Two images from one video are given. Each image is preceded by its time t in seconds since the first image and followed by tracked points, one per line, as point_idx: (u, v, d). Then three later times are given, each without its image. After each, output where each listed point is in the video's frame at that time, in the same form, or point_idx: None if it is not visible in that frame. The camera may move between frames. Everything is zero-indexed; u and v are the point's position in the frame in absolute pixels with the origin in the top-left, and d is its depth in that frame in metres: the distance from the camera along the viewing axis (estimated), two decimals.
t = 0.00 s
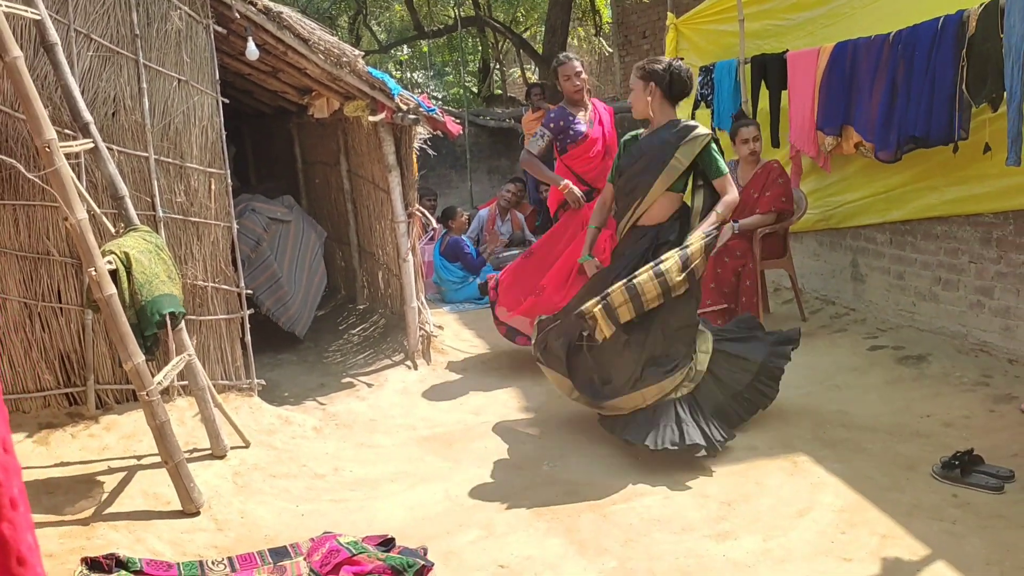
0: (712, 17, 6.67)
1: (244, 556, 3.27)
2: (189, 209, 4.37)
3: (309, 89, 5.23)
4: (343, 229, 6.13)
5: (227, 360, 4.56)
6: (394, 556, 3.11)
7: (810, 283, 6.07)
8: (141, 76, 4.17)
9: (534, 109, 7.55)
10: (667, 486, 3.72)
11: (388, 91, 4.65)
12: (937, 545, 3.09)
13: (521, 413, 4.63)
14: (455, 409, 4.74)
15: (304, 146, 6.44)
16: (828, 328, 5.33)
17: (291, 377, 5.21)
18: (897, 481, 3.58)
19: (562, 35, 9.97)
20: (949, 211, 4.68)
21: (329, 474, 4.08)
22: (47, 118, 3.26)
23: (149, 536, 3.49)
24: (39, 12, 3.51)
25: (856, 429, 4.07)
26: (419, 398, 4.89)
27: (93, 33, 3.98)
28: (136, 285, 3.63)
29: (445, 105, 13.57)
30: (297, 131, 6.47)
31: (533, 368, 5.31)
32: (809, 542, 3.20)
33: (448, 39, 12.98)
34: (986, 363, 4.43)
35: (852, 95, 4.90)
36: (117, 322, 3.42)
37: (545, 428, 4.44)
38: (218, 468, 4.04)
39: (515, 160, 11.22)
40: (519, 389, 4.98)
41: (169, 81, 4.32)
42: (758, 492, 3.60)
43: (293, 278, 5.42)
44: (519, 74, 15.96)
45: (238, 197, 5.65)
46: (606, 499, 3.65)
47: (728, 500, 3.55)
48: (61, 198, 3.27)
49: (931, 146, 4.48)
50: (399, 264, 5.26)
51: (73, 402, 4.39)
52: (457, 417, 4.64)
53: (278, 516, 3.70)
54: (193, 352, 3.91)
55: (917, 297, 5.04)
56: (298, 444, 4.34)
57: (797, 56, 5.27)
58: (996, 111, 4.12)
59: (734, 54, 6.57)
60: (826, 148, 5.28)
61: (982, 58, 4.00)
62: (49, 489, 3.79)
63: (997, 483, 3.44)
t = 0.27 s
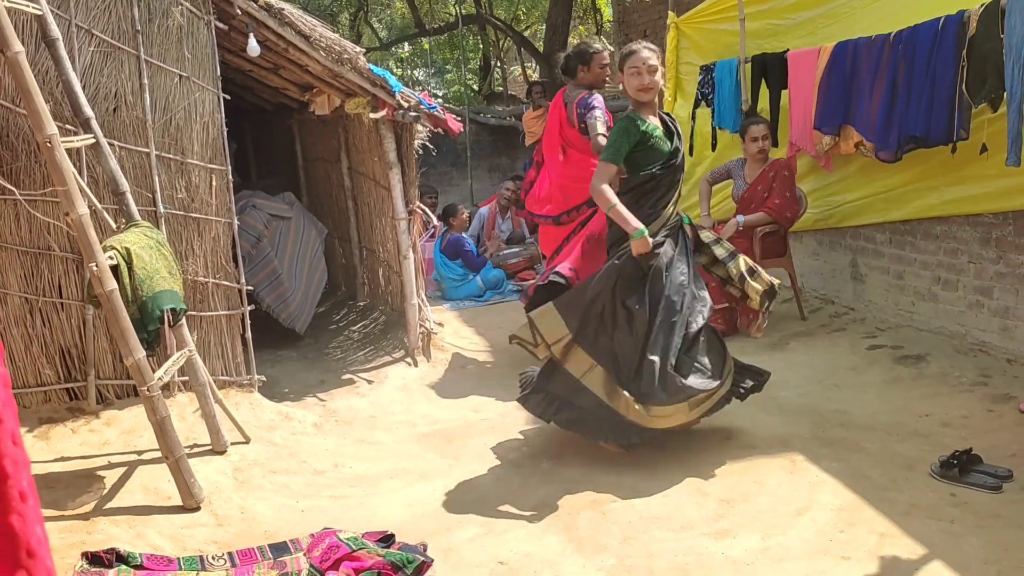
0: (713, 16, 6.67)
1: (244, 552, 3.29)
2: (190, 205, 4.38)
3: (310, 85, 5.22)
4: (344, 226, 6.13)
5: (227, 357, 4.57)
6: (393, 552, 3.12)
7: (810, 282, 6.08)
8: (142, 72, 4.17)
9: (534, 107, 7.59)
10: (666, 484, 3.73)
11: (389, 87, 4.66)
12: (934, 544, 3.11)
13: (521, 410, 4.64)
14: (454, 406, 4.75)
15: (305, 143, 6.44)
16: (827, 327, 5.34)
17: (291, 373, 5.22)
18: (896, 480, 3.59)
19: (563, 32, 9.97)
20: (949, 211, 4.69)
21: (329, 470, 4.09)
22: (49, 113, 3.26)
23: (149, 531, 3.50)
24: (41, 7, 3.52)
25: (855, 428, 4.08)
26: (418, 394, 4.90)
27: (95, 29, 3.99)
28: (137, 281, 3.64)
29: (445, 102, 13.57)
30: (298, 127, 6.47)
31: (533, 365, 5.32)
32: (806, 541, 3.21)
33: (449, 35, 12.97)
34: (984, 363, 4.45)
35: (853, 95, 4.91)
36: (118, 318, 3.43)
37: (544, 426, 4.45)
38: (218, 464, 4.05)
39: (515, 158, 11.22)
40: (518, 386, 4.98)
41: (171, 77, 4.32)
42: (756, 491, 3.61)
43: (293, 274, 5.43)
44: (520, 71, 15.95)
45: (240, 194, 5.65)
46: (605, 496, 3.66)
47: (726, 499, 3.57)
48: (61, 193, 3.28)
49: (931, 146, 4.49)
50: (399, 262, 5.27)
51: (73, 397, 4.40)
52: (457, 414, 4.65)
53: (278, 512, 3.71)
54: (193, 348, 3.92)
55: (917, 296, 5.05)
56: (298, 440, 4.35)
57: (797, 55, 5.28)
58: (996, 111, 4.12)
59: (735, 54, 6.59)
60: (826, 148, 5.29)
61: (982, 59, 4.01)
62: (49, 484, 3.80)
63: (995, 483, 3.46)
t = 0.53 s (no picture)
0: (714, 14, 6.67)
1: (245, 549, 3.29)
2: (191, 203, 4.38)
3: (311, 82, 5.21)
4: (345, 224, 6.13)
5: (227, 354, 4.57)
6: (393, 549, 3.12)
7: (811, 280, 6.08)
8: (143, 70, 4.17)
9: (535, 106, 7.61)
10: (667, 481, 3.73)
11: (390, 85, 4.66)
12: (935, 542, 3.10)
13: (522, 408, 4.64)
14: (455, 404, 4.75)
15: (306, 141, 6.44)
16: (828, 325, 5.34)
17: (292, 371, 5.22)
18: (897, 478, 3.59)
19: (564, 30, 9.96)
20: (950, 209, 4.69)
21: (329, 468, 4.09)
22: (50, 110, 3.26)
23: (150, 528, 3.50)
24: (41, 4, 3.51)
25: (856, 426, 4.08)
26: (419, 392, 4.90)
27: (95, 27, 3.98)
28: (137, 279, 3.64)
29: (446, 101, 13.57)
30: (298, 125, 6.47)
31: (533, 363, 5.32)
32: (807, 538, 3.20)
33: (450, 34, 12.97)
34: (986, 361, 4.44)
35: (854, 94, 4.90)
36: (118, 315, 3.43)
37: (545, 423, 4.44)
38: (219, 461, 4.05)
39: (516, 156, 11.22)
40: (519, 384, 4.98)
41: (171, 74, 4.32)
42: (757, 489, 3.61)
43: (294, 272, 5.43)
44: (521, 70, 15.94)
45: (240, 191, 5.65)
46: (605, 494, 3.66)
47: (727, 496, 3.56)
48: (62, 190, 3.28)
49: (932, 144, 4.49)
50: (400, 259, 5.27)
51: (74, 395, 4.40)
52: (457, 412, 4.65)
53: (279, 509, 3.71)
54: (194, 346, 3.93)
55: (917, 295, 5.04)
56: (299, 437, 4.34)
57: (798, 53, 5.28)
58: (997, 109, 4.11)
59: (737, 51, 6.59)
60: (827, 146, 5.29)
61: (983, 57, 4.00)
62: (50, 482, 3.80)
63: (996, 480, 3.45)
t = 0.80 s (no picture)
0: (715, 9, 6.65)
1: (245, 545, 3.30)
2: (191, 199, 4.37)
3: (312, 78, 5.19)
4: (345, 220, 6.12)
5: (228, 350, 4.57)
6: (393, 545, 3.13)
7: (811, 277, 6.08)
8: (143, 65, 4.16)
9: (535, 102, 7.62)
10: (667, 477, 3.74)
11: (391, 81, 4.65)
12: (935, 539, 3.11)
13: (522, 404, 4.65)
14: (455, 400, 4.75)
15: (306, 137, 6.43)
16: (828, 322, 5.34)
17: (292, 367, 5.22)
18: (897, 474, 3.59)
19: (564, 26, 9.94)
20: (951, 206, 4.68)
21: (330, 464, 4.09)
22: (50, 106, 3.25)
23: (151, 524, 3.51)
24: None
25: (856, 422, 4.08)
26: (419, 388, 4.90)
27: (96, 22, 3.97)
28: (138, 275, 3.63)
29: (446, 97, 13.52)
30: (299, 120, 6.46)
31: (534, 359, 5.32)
32: (807, 535, 3.21)
33: (450, 30, 12.95)
34: (986, 358, 4.44)
35: (856, 89, 4.89)
36: (118, 311, 3.43)
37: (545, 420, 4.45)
38: (219, 458, 4.05)
39: (516, 152, 11.21)
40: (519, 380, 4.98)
41: (172, 70, 4.31)
42: (757, 485, 3.61)
43: (294, 268, 5.43)
44: (521, 65, 15.90)
45: (240, 187, 5.64)
46: (605, 490, 3.66)
47: (727, 492, 3.57)
48: (63, 185, 3.28)
49: (933, 140, 4.48)
50: (400, 255, 5.27)
51: (74, 390, 4.40)
52: (458, 408, 4.65)
53: (280, 506, 3.72)
54: (195, 342, 3.92)
55: (918, 291, 5.04)
56: (299, 434, 4.35)
57: (800, 49, 5.27)
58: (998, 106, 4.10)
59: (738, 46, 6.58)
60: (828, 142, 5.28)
61: (984, 55, 3.98)
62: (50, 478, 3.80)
63: (996, 477, 3.46)
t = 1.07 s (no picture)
0: (716, 9, 6.65)
1: (243, 543, 3.30)
2: (191, 196, 4.37)
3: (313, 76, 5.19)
4: (345, 218, 6.12)
5: (227, 348, 4.57)
6: (392, 544, 3.12)
7: (811, 278, 6.07)
8: (144, 62, 4.16)
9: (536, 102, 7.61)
10: (666, 477, 3.73)
11: (392, 80, 4.64)
12: (934, 540, 3.10)
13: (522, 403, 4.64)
14: (454, 399, 4.75)
15: (307, 136, 6.43)
16: (829, 323, 5.34)
17: (292, 366, 5.22)
18: (897, 476, 3.59)
19: (566, 26, 9.93)
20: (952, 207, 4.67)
21: (329, 462, 4.08)
22: (50, 103, 3.25)
23: (149, 522, 3.51)
24: None
25: (856, 423, 4.08)
26: (418, 387, 4.90)
27: (97, 19, 3.97)
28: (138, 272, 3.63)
29: (447, 97, 13.52)
30: (300, 119, 6.45)
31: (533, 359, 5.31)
32: (806, 535, 3.20)
33: (452, 30, 12.94)
34: (987, 359, 4.43)
35: (856, 90, 4.89)
36: (118, 308, 3.43)
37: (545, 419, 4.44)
38: (218, 456, 4.05)
39: (517, 152, 11.21)
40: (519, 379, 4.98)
41: (173, 67, 4.31)
42: (757, 486, 3.60)
43: (294, 267, 5.43)
44: (522, 65, 15.89)
45: (241, 185, 5.64)
46: (605, 490, 3.65)
47: (727, 492, 3.56)
48: (62, 182, 3.29)
49: (934, 141, 4.48)
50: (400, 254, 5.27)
51: (74, 388, 4.39)
52: (457, 407, 4.65)
53: (279, 504, 3.71)
54: (194, 340, 3.91)
55: (918, 292, 5.04)
56: (298, 432, 4.34)
57: (801, 50, 5.27)
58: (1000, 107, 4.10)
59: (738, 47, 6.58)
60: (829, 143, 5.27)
61: (986, 55, 3.98)
62: (49, 475, 3.80)
63: (996, 479, 3.45)
